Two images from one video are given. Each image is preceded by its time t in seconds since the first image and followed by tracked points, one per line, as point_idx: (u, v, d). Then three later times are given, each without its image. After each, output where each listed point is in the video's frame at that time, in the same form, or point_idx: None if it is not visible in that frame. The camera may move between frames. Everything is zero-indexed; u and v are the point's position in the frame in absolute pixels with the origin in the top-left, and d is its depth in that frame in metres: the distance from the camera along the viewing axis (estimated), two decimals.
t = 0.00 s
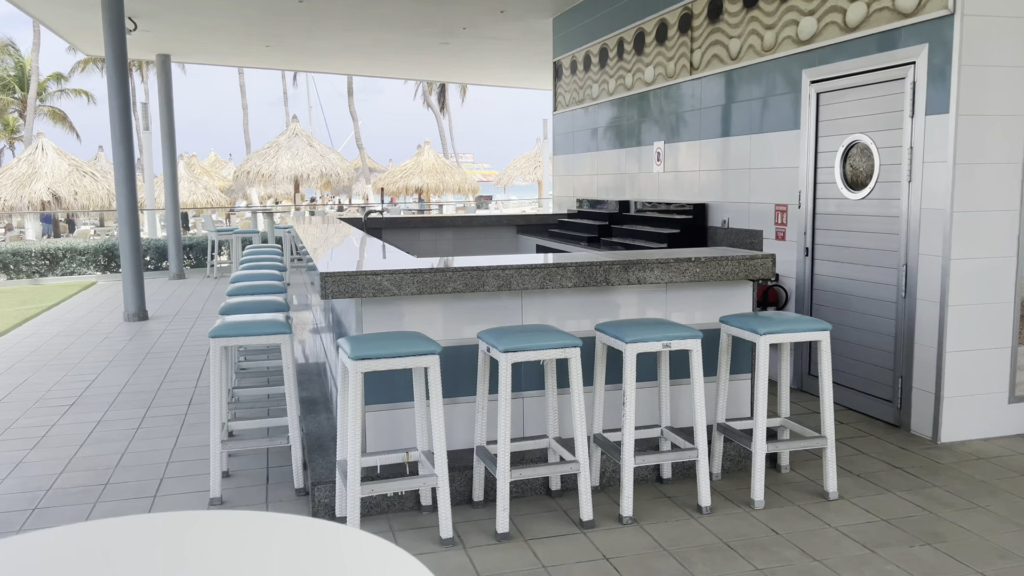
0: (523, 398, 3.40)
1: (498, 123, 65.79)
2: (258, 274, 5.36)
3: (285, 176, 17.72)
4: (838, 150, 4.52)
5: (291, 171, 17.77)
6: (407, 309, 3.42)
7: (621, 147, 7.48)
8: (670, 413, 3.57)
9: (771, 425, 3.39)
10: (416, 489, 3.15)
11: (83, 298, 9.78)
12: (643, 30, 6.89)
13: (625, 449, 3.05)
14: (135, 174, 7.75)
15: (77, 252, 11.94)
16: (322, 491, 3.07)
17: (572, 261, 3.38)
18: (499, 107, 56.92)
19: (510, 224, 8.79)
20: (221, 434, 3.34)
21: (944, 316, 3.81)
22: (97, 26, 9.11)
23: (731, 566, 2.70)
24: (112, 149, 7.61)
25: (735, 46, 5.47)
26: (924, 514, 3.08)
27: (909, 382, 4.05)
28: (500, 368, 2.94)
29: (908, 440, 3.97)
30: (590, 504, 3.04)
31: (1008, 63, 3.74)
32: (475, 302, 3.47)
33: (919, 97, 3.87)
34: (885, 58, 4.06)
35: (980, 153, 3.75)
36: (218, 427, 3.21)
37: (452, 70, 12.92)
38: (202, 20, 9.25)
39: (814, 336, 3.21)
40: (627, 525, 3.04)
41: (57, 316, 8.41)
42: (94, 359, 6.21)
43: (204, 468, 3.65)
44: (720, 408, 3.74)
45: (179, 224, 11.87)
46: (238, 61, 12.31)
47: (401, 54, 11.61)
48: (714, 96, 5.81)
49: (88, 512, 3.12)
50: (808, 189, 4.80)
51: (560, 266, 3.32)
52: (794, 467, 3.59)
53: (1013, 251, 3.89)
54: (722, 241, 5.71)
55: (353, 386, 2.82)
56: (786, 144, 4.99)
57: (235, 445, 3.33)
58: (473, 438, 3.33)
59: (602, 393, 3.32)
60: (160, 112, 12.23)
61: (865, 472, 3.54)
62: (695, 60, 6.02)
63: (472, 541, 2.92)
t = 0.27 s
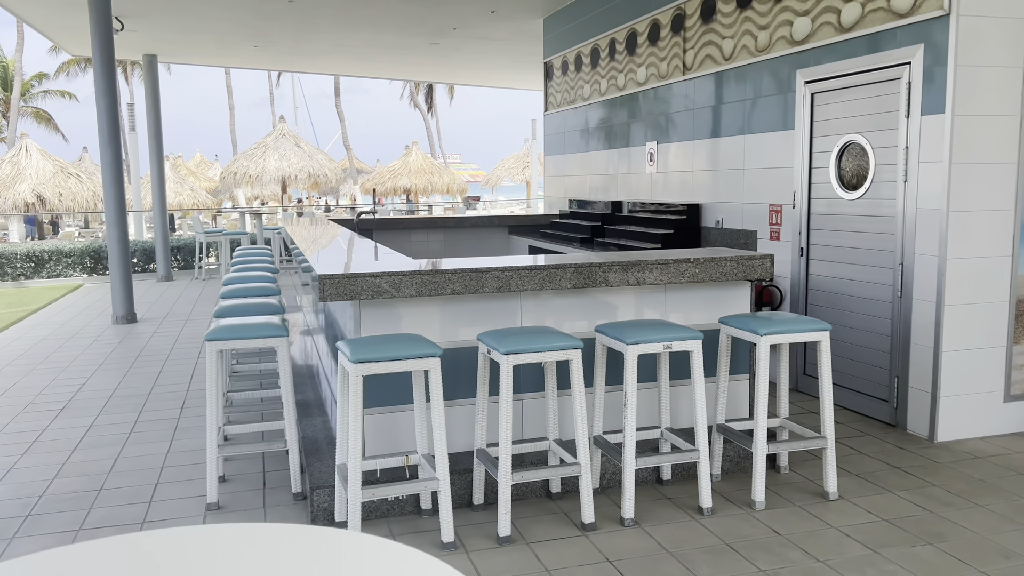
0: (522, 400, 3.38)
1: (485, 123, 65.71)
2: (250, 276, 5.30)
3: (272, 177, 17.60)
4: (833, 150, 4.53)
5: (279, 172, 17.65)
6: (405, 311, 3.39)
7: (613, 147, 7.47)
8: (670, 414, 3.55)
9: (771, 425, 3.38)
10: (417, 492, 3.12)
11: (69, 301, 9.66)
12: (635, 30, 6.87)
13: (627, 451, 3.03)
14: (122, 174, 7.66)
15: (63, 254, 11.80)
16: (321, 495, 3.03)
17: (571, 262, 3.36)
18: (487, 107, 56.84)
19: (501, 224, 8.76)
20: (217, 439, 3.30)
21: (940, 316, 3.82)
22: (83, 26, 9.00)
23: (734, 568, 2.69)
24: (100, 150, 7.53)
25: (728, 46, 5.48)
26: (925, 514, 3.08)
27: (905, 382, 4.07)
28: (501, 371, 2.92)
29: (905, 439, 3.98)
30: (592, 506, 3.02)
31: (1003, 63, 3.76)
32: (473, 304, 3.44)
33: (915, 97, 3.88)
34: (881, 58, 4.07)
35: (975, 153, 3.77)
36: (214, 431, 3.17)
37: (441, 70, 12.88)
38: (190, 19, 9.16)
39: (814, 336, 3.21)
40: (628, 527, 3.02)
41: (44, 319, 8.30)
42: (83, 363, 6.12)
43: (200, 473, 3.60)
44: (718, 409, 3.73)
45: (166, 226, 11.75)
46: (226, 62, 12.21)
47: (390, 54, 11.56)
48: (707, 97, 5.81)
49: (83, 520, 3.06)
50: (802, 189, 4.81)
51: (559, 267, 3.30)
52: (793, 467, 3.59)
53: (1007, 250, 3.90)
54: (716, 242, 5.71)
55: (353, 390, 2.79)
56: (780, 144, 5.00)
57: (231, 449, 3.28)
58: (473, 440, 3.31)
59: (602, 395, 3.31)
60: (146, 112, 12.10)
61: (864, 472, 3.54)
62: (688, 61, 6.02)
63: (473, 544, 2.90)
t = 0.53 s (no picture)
0: (516, 401, 3.38)
1: (470, 124, 65.61)
2: (238, 277, 5.26)
3: (257, 178, 17.46)
4: (822, 150, 4.56)
5: (264, 173, 17.52)
6: (398, 312, 3.37)
7: (601, 148, 7.47)
8: (663, 414, 3.56)
9: (764, 425, 3.39)
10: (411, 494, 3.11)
11: (52, 303, 9.53)
12: (623, 31, 6.88)
13: (622, 451, 3.03)
14: (107, 175, 7.57)
15: (45, 256, 11.65)
16: (314, 498, 3.01)
17: (565, 262, 3.36)
18: (472, 108, 56.73)
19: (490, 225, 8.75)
20: (209, 442, 3.26)
21: (929, 315, 3.85)
22: (66, 25, 8.89)
23: (731, 568, 2.69)
24: (84, 150, 7.44)
25: (717, 47, 5.49)
26: (917, 512, 3.10)
27: (895, 381, 4.10)
28: (496, 372, 2.91)
29: (895, 437, 4.01)
30: (587, 507, 3.02)
31: (989, 64, 3.79)
32: (467, 305, 3.43)
33: (904, 98, 3.91)
34: (869, 59, 4.10)
35: (963, 153, 3.80)
36: (206, 434, 3.14)
37: (428, 70, 12.84)
38: (175, 19, 9.07)
39: (806, 336, 3.22)
40: (624, 527, 3.02)
41: (27, 322, 8.18)
42: (68, 366, 6.04)
43: (191, 476, 3.56)
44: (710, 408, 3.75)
45: (151, 227, 11.64)
46: (210, 61, 12.11)
47: (376, 54, 11.51)
48: (695, 98, 5.83)
49: (72, 525, 3.02)
50: (792, 190, 4.84)
51: (553, 268, 3.30)
52: (785, 467, 3.61)
53: (995, 250, 3.94)
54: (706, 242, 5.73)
55: (348, 391, 2.77)
56: (769, 145, 5.02)
57: (223, 452, 3.25)
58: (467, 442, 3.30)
59: (596, 395, 3.30)
60: (130, 112, 11.98)
61: (856, 471, 3.56)
62: (677, 61, 6.03)
63: (469, 546, 2.89)
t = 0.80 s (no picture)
0: (504, 402, 3.37)
1: (454, 125, 65.49)
2: (222, 278, 5.21)
3: (239, 178, 17.32)
4: (807, 152, 4.59)
5: (246, 173, 17.38)
6: (385, 313, 3.35)
7: (586, 149, 7.48)
8: (651, 414, 3.56)
9: (751, 425, 3.40)
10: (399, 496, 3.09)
11: (31, 304, 9.39)
12: (608, 33, 6.88)
13: (611, 452, 3.03)
14: (88, 176, 7.48)
15: (24, 257, 11.49)
16: (301, 500, 2.98)
17: (553, 263, 3.36)
18: (456, 108, 56.61)
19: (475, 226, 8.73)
20: (194, 445, 3.23)
21: (913, 315, 3.89)
22: (46, 23, 8.77)
23: (719, 567, 2.70)
24: (65, 150, 7.35)
25: (702, 49, 5.52)
26: (902, 511, 3.13)
27: (879, 380, 4.13)
28: (485, 373, 2.90)
29: (879, 437, 4.05)
30: (576, 507, 3.01)
31: (972, 67, 3.84)
32: (454, 306, 3.42)
33: (888, 100, 3.95)
34: (853, 61, 4.13)
35: (946, 155, 3.84)
36: (191, 437, 3.10)
37: (412, 71, 12.80)
38: (156, 18, 8.98)
39: (792, 336, 3.24)
40: (612, 528, 3.02)
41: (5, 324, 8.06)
42: (48, 368, 5.96)
43: (175, 479, 3.52)
44: (697, 409, 3.76)
45: (132, 228, 11.51)
46: (192, 61, 12.00)
47: (361, 54, 11.45)
48: (680, 99, 5.85)
49: (55, 530, 2.97)
50: (776, 191, 4.87)
51: (541, 268, 3.29)
52: (772, 466, 3.62)
53: (977, 250, 3.99)
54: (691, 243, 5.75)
55: (336, 393, 2.75)
56: (753, 146, 5.05)
57: (208, 455, 3.22)
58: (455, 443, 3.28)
59: (584, 396, 3.30)
60: (111, 112, 11.85)
61: (842, 470, 3.59)
62: (662, 63, 6.05)
63: (458, 548, 2.88)
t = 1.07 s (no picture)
0: (489, 404, 3.36)
1: (438, 127, 65.35)
2: (203, 280, 5.16)
3: (221, 180, 17.17)
4: (789, 155, 4.62)
5: (228, 174, 17.23)
6: (369, 315, 3.33)
7: (570, 151, 7.49)
8: (635, 416, 3.57)
9: (735, 427, 3.42)
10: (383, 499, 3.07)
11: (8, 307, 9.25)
12: (592, 35, 6.89)
13: (596, 454, 3.03)
14: (67, 176, 7.39)
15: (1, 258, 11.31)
16: (284, 504, 2.96)
17: (538, 265, 3.36)
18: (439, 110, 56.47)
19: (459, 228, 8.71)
20: (175, 448, 3.19)
21: (894, 317, 3.93)
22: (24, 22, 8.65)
23: (704, 569, 2.71)
24: (44, 150, 7.25)
25: (685, 52, 5.54)
26: (884, 512, 3.15)
27: (860, 382, 4.17)
28: (470, 375, 2.89)
29: (861, 438, 4.08)
30: (560, 509, 3.01)
31: (952, 72, 3.88)
32: (438, 309, 3.41)
33: (869, 104, 3.99)
34: (835, 66, 4.17)
35: (926, 159, 3.88)
36: (172, 440, 3.07)
37: (396, 72, 12.76)
38: (137, 18, 8.88)
39: (776, 338, 3.26)
40: (597, 530, 3.03)
41: None
42: (26, 372, 5.87)
43: (156, 483, 3.48)
44: (681, 411, 3.77)
45: (112, 229, 11.38)
46: (174, 61, 11.89)
47: (344, 56, 11.40)
48: (664, 102, 5.87)
49: (32, 535, 2.92)
50: (759, 194, 4.90)
51: (526, 270, 3.29)
52: (755, 468, 3.64)
53: (956, 253, 4.04)
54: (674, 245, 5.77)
55: (319, 396, 2.73)
56: (736, 149, 5.08)
57: (190, 458, 3.18)
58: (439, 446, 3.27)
59: (569, 398, 3.31)
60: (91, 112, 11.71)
61: (824, 471, 3.61)
62: (646, 66, 6.07)
63: (443, 551, 2.87)
